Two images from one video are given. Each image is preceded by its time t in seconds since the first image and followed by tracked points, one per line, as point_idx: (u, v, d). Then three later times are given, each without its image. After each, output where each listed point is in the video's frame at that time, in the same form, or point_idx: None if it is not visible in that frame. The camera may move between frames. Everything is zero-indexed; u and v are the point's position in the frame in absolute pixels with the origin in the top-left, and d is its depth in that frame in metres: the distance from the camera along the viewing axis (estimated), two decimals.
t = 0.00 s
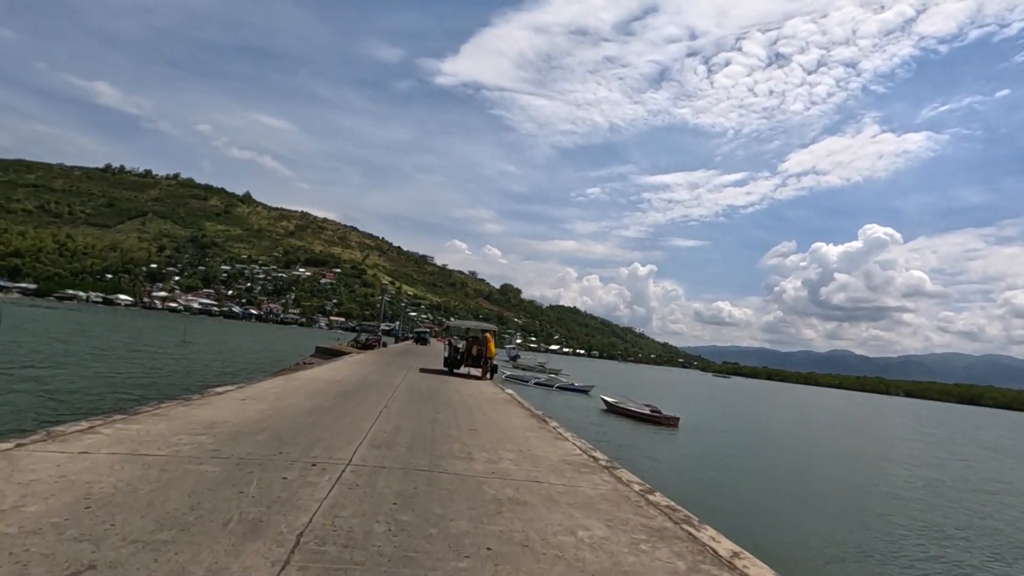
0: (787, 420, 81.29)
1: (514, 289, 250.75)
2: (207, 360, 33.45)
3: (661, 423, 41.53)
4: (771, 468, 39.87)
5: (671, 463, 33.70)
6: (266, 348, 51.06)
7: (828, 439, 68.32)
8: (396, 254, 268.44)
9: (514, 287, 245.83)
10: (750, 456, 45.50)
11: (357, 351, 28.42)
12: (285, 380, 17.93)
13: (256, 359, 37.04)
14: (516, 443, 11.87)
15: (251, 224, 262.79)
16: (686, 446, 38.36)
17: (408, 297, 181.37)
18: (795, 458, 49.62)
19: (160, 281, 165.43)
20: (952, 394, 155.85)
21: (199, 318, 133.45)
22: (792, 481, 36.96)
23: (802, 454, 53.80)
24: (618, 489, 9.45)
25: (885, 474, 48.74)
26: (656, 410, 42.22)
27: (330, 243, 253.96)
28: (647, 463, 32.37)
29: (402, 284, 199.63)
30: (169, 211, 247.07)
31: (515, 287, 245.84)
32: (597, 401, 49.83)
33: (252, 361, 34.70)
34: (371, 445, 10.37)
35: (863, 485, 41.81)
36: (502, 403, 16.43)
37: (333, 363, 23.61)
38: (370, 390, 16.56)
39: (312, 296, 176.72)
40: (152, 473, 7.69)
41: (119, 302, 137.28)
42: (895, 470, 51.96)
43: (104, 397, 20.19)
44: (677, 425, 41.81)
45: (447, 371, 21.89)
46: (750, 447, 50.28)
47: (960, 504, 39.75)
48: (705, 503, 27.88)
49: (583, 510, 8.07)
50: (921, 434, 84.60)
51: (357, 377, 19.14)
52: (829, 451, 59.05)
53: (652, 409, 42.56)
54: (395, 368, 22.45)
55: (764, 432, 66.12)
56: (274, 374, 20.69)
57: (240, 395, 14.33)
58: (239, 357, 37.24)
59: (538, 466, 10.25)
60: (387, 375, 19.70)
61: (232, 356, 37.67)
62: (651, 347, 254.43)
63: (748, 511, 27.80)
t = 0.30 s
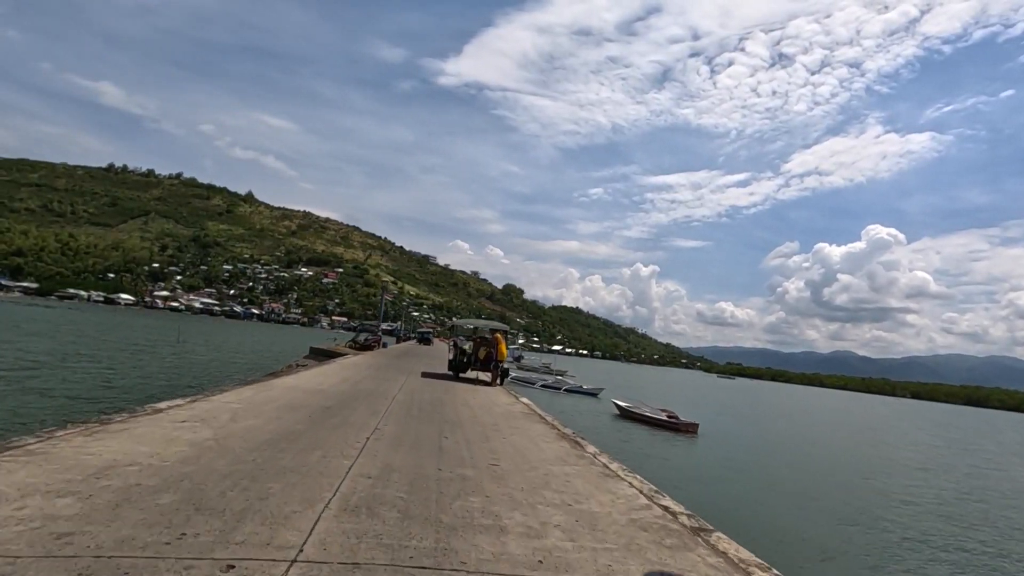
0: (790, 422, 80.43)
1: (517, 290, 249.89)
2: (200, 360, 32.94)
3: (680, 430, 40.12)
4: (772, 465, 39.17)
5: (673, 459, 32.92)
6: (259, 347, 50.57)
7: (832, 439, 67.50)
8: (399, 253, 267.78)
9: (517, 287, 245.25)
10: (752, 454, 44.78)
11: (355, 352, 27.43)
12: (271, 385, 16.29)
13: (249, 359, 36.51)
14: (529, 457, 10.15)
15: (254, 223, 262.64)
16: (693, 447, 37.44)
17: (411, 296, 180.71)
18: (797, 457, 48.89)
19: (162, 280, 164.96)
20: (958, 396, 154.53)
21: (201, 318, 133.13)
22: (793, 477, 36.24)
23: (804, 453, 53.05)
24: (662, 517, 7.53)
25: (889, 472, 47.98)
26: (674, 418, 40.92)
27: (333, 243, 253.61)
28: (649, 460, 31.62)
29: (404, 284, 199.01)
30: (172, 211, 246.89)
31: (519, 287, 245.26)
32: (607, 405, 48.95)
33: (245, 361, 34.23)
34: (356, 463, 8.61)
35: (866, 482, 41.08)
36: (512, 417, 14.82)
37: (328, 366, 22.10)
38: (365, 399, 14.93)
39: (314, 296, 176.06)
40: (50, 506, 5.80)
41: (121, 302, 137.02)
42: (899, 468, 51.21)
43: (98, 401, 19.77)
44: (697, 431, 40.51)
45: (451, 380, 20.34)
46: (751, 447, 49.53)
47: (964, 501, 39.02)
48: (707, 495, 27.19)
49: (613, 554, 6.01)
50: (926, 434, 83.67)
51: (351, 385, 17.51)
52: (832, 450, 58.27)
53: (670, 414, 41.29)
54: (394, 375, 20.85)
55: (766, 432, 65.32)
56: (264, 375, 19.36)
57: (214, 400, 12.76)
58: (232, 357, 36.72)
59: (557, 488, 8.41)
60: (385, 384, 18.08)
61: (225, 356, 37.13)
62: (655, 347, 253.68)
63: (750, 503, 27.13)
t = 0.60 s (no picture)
0: (792, 423, 80.25)
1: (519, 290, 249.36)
2: (195, 359, 32.71)
3: (701, 437, 38.77)
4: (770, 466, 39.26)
5: (672, 461, 32.89)
6: (254, 347, 50.37)
7: (833, 441, 67.43)
8: (401, 254, 267.40)
9: (519, 287, 244.05)
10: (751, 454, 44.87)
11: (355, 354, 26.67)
12: (243, 402, 13.67)
13: (244, 358, 36.32)
14: (580, 507, 8.03)
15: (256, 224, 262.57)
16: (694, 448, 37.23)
17: (413, 297, 180.27)
18: (797, 458, 48.95)
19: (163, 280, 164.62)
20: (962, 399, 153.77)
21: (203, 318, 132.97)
22: (791, 477, 36.31)
23: (803, 454, 53.19)
24: None
25: (888, 474, 48.00)
26: (695, 424, 39.55)
27: (335, 243, 253.44)
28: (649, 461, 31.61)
29: (406, 284, 198.67)
30: (174, 211, 246.75)
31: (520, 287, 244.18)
32: (615, 409, 48.24)
33: (241, 361, 34.07)
34: (358, 500, 7.31)
35: (864, 483, 41.12)
36: (538, 444, 12.46)
37: (314, 375, 19.61)
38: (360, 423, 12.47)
39: (315, 296, 175.62)
40: None
41: (123, 302, 136.80)
42: (898, 470, 51.20)
43: (96, 399, 19.50)
44: (718, 438, 39.00)
45: (456, 396, 17.88)
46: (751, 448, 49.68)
47: (961, 503, 39.08)
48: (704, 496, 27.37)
49: None
50: (930, 437, 83.31)
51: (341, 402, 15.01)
52: (834, 452, 58.21)
53: (688, 420, 40.09)
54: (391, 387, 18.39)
55: (767, 434, 65.31)
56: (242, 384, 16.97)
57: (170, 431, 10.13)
58: (227, 357, 36.42)
59: (635, 560, 6.38)
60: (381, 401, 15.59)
61: (219, 355, 36.87)
62: (658, 348, 253.25)
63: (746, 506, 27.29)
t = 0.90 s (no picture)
0: (795, 424, 79.75)
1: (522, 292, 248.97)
2: (186, 360, 32.30)
3: (728, 447, 36.89)
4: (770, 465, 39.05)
5: (676, 462, 32.38)
6: (249, 347, 50.04)
7: (837, 442, 66.99)
8: (403, 255, 266.88)
9: (521, 288, 243.29)
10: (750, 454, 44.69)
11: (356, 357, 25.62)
12: (182, 435, 10.13)
13: (236, 359, 35.97)
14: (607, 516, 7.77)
15: (258, 224, 262.48)
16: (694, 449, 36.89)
17: (415, 297, 179.86)
18: (798, 457, 48.75)
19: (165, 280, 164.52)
20: (967, 401, 152.81)
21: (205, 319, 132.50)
22: (792, 476, 36.19)
23: (806, 453, 53.00)
24: None
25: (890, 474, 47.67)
26: (721, 432, 37.73)
27: (338, 244, 253.19)
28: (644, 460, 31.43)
29: (409, 285, 198.33)
30: (177, 211, 246.76)
31: (523, 288, 243.39)
32: (625, 413, 47.22)
33: (233, 362, 33.69)
34: (384, 510, 7.00)
35: (865, 483, 40.81)
36: (593, 496, 8.89)
37: (294, 394, 16.08)
38: (343, 464, 8.96)
39: (317, 296, 175.35)
40: None
41: (124, 302, 136.29)
42: (901, 470, 50.81)
43: (85, 401, 19.09)
44: (747, 446, 37.44)
45: (472, 421, 14.39)
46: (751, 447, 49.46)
47: (963, 502, 38.75)
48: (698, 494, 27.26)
49: None
50: (936, 437, 82.60)
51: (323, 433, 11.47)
52: (836, 452, 57.87)
53: (709, 427, 38.70)
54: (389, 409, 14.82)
55: (769, 434, 65.06)
56: (197, 403, 13.54)
57: (99, 468, 7.62)
58: (219, 358, 35.97)
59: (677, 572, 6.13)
60: (375, 430, 12.08)
61: (210, 356, 36.46)
62: (661, 348, 252.60)
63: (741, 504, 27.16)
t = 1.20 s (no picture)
0: (801, 424, 78.99)
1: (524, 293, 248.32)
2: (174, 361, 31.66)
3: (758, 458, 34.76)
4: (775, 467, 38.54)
5: (695, 468, 31.46)
6: (241, 348, 49.49)
7: (843, 441, 66.29)
8: (405, 254, 265.98)
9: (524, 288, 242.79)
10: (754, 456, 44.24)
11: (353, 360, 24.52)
12: (81, 488, 6.64)
13: (228, 361, 35.43)
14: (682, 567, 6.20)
15: (260, 224, 262.26)
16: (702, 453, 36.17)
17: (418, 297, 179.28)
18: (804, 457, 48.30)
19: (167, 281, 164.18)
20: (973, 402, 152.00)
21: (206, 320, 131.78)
22: (806, 478, 35.68)
23: (815, 454, 52.55)
24: None
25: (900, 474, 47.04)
26: (752, 442, 35.58)
27: (340, 244, 252.82)
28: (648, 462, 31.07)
29: (411, 285, 197.87)
30: (179, 211, 246.49)
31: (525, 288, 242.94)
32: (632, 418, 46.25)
33: (225, 364, 33.19)
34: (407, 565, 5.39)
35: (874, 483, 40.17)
36: None
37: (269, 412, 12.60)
38: (310, 547, 5.57)
39: (319, 296, 174.87)
40: None
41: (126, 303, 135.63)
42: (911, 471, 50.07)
43: (81, 408, 18.46)
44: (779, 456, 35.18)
45: (500, 453, 10.99)
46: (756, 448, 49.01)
47: (977, 503, 38.13)
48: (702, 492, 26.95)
49: None
50: (942, 438, 81.83)
51: (293, 476, 7.87)
52: (842, 452, 57.26)
53: (738, 435, 36.71)
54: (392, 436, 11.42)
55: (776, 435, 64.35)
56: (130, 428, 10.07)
57: (43, 503, 6.04)
58: (212, 359, 35.37)
59: None
60: (368, 473, 8.47)
61: (200, 357, 35.83)
62: (664, 348, 252.09)
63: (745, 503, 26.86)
